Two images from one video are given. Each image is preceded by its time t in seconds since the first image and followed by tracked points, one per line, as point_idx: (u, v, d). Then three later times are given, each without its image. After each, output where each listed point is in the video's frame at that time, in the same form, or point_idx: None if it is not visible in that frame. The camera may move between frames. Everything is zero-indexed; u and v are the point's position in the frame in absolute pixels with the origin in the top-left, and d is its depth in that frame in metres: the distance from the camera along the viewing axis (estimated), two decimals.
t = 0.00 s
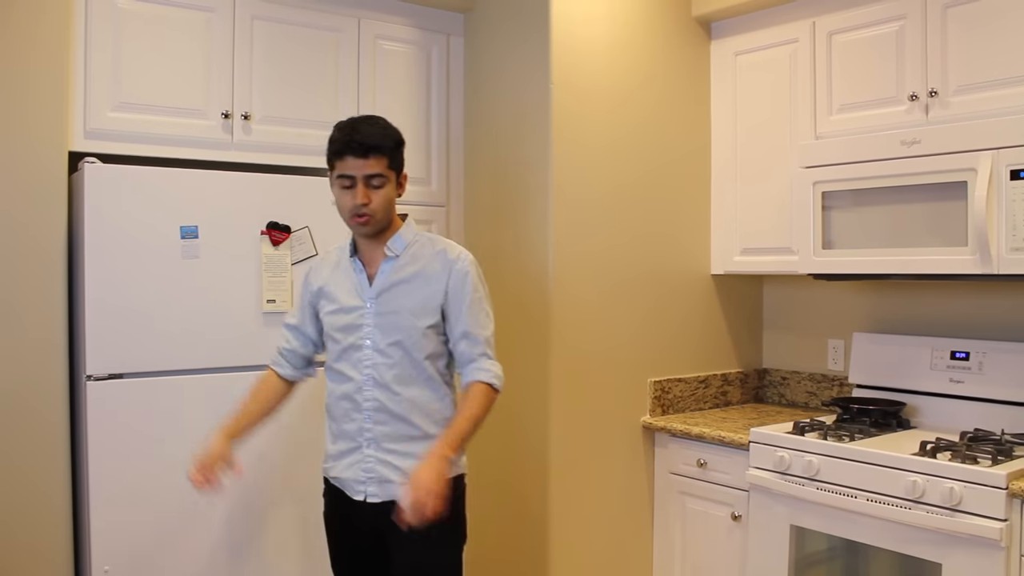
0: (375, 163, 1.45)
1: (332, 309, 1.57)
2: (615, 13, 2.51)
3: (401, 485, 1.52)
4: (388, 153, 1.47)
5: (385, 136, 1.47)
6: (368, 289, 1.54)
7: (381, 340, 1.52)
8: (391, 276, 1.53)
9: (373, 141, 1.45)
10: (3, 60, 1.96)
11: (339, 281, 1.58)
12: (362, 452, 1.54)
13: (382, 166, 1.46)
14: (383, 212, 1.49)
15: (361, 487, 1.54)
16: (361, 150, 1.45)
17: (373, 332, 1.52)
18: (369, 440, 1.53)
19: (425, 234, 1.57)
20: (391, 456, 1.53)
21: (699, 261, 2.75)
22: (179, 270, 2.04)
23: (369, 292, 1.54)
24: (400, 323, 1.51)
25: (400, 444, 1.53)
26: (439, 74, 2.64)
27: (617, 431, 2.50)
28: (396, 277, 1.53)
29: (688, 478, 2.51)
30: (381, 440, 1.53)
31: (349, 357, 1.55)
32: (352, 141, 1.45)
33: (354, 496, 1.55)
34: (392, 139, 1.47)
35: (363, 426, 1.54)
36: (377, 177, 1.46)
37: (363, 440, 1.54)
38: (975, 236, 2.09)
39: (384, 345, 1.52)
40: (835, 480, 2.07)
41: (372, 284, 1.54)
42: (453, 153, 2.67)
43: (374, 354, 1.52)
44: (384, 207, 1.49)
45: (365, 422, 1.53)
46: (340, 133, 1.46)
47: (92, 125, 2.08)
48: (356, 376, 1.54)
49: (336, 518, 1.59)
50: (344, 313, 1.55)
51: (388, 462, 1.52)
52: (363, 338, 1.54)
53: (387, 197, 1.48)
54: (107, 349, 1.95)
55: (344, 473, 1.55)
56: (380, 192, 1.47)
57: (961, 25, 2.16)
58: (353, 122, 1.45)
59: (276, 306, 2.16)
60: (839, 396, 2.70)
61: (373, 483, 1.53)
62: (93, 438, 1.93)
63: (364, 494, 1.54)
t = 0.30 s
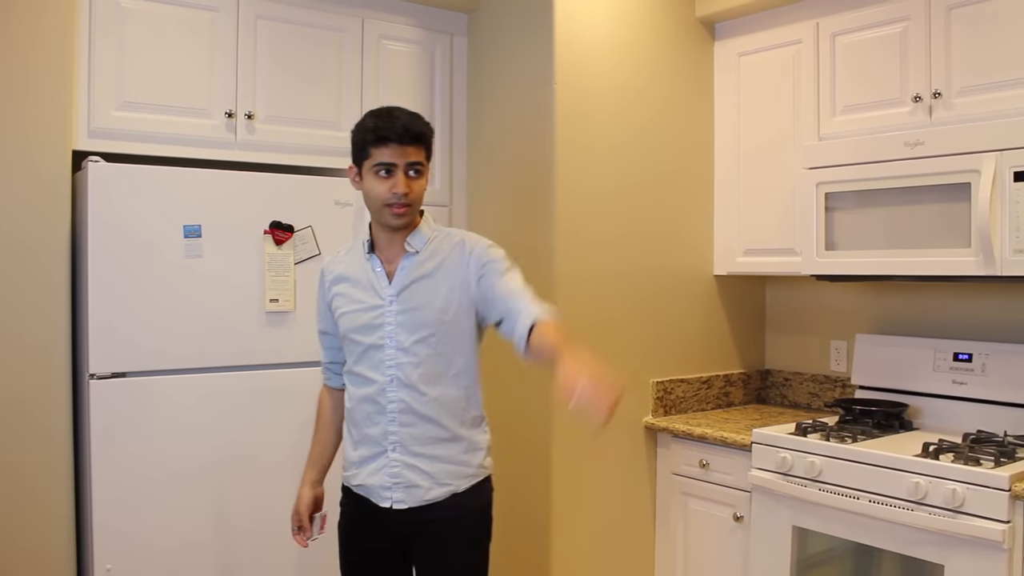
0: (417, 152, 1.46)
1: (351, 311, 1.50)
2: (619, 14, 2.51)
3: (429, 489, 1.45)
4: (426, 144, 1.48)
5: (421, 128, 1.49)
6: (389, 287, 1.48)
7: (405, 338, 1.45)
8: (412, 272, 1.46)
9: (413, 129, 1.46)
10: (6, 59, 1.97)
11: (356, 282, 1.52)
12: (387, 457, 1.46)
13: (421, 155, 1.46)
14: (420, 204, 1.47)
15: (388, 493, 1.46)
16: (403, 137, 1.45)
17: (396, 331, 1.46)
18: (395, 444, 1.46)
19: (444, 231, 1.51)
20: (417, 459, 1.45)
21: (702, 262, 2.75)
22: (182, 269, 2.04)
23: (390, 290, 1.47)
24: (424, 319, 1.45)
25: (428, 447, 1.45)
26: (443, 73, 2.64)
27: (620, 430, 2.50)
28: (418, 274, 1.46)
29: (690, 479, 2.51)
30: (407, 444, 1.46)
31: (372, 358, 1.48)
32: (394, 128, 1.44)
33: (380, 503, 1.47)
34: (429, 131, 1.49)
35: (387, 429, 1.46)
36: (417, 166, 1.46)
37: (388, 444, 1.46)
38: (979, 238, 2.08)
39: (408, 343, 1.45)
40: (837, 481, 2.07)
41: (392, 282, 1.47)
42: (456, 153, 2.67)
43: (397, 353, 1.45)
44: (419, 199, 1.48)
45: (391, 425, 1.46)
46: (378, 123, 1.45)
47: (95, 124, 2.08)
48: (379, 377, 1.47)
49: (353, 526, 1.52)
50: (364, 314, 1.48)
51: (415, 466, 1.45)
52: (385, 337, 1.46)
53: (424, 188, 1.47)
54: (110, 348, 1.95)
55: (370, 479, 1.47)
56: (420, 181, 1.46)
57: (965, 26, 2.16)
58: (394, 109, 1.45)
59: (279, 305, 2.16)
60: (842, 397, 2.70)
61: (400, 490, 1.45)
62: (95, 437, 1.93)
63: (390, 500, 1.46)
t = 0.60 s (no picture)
0: (430, 155, 1.44)
1: (361, 307, 1.49)
2: (617, 10, 2.51)
3: (444, 480, 1.42)
4: (441, 148, 1.46)
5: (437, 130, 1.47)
6: (397, 280, 1.46)
7: (413, 329, 1.43)
8: (419, 263, 1.44)
9: (429, 133, 1.44)
10: (3, 56, 1.96)
11: (366, 278, 1.51)
12: (400, 450, 1.44)
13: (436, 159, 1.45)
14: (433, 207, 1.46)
15: (404, 487, 1.43)
16: (418, 141, 1.43)
17: (405, 323, 1.44)
18: (407, 437, 1.44)
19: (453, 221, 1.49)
20: (431, 450, 1.42)
21: (700, 258, 2.75)
22: (180, 265, 2.04)
23: (398, 283, 1.46)
24: (432, 306, 1.43)
25: (441, 437, 1.43)
26: (441, 69, 2.64)
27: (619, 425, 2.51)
28: (425, 263, 1.44)
29: (687, 475, 2.52)
30: (420, 435, 1.43)
31: (383, 353, 1.46)
32: (410, 131, 1.43)
33: (396, 497, 1.45)
34: (445, 133, 1.47)
35: (399, 423, 1.44)
36: (432, 169, 1.45)
37: (400, 437, 1.44)
38: (977, 234, 2.09)
39: (417, 333, 1.43)
40: (834, 477, 2.07)
41: (401, 274, 1.45)
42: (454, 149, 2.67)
43: (406, 344, 1.43)
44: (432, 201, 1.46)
45: (402, 418, 1.44)
46: (393, 125, 1.43)
47: (93, 120, 2.08)
48: (390, 370, 1.45)
49: (366, 535, 1.50)
50: (373, 308, 1.47)
51: (428, 457, 1.42)
52: (394, 329, 1.45)
53: (438, 191, 1.46)
54: (108, 343, 1.95)
55: (385, 473, 1.45)
56: (434, 184, 1.45)
57: (963, 23, 2.16)
58: (410, 112, 1.43)
59: (277, 301, 2.16)
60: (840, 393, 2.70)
61: (416, 482, 1.43)
62: (94, 432, 1.93)
63: (406, 493, 1.43)
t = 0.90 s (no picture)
0: (440, 146, 1.46)
1: (368, 305, 1.50)
2: (618, 8, 2.50)
3: (450, 479, 1.42)
4: (451, 141, 1.48)
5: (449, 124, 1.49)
6: (404, 277, 1.46)
7: (420, 327, 1.43)
8: (426, 260, 1.44)
9: (440, 124, 1.46)
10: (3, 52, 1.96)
11: (374, 276, 1.51)
12: (406, 449, 1.44)
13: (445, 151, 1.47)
14: (439, 200, 1.47)
15: (409, 486, 1.43)
16: (429, 130, 1.45)
17: (412, 320, 1.44)
18: (413, 436, 1.44)
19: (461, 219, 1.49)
20: (436, 449, 1.42)
21: (700, 256, 2.75)
22: (180, 261, 2.04)
23: (405, 280, 1.46)
24: (439, 304, 1.43)
25: (447, 436, 1.42)
26: (441, 66, 2.64)
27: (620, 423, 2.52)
28: (432, 261, 1.44)
29: (687, 472, 2.52)
30: (426, 435, 1.43)
31: (390, 351, 1.47)
32: (421, 119, 1.45)
33: (401, 496, 1.44)
34: (457, 127, 1.49)
35: (404, 422, 1.44)
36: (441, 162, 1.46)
37: (406, 436, 1.44)
38: (977, 232, 2.09)
39: (424, 331, 1.43)
40: (834, 474, 2.07)
41: (408, 272, 1.46)
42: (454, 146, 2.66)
43: (413, 341, 1.43)
44: (440, 194, 1.47)
45: (408, 417, 1.43)
46: (405, 113, 1.45)
47: (93, 116, 2.08)
48: (396, 368, 1.45)
49: (370, 535, 1.50)
50: (381, 306, 1.47)
51: (433, 457, 1.42)
52: (401, 327, 1.45)
53: (445, 184, 1.47)
54: (108, 339, 1.96)
55: (390, 472, 1.45)
56: (441, 176, 1.46)
57: (964, 20, 2.15)
58: (423, 102, 1.46)
59: (277, 298, 2.16)
60: (839, 391, 2.70)
61: (421, 482, 1.43)
62: (94, 428, 1.93)
63: (412, 493, 1.43)
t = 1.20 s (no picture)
0: (447, 141, 1.45)
1: (374, 300, 1.50)
2: (620, 3, 2.50)
3: (452, 477, 1.42)
4: (459, 136, 1.47)
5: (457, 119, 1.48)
6: (409, 273, 1.46)
7: (425, 324, 1.43)
8: (431, 257, 1.44)
9: (447, 119, 1.45)
10: (4, 48, 1.96)
11: (379, 272, 1.51)
12: (409, 446, 1.44)
13: (453, 147, 1.46)
14: (446, 196, 1.46)
15: (411, 483, 1.43)
16: (436, 125, 1.44)
17: (417, 316, 1.44)
18: (416, 433, 1.44)
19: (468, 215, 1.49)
20: (439, 447, 1.42)
21: (702, 252, 2.75)
22: (182, 257, 2.04)
23: (410, 276, 1.46)
24: (444, 301, 1.42)
25: (450, 434, 1.42)
26: (443, 62, 2.63)
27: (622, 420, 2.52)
28: (438, 257, 1.43)
29: (690, 468, 2.52)
30: (429, 432, 1.43)
31: (394, 347, 1.46)
32: (428, 114, 1.44)
33: (404, 493, 1.45)
34: (464, 123, 1.48)
35: (408, 419, 1.44)
36: (448, 157, 1.45)
37: (409, 433, 1.44)
38: (980, 227, 2.08)
39: (429, 328, 1.43)
40: (836, 471, 2.07)
41: (413, 268, 1.45)
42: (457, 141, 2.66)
43: (417, 337, 1.43)
44: (448, 190, 1.46)
45: (411, 414, 1.43)
46: (412, 108, 1.45)
47: (96, 112, 2.08)
48: (400, 364, 1.45)
49: (373, 533, 1.51)
50: (386, 302, 1.47)
51: (436, 454, 1.42)
52: (405, 324, 1.45)
53: (452, 180, 1.46)
54: (111, 335, 1.96)
55: (393, 469, 1.45)
56: (448, 171, 1.45)
57: (966, 17, 2.15)
58: (431, 97, 1.45)
59: (279, 294, 2.16)
60: (841, 387, 2.70)
61: (423, 479, 1.43)
62: (96, 425, 1.93)
63: (413, 490, 1.44)
